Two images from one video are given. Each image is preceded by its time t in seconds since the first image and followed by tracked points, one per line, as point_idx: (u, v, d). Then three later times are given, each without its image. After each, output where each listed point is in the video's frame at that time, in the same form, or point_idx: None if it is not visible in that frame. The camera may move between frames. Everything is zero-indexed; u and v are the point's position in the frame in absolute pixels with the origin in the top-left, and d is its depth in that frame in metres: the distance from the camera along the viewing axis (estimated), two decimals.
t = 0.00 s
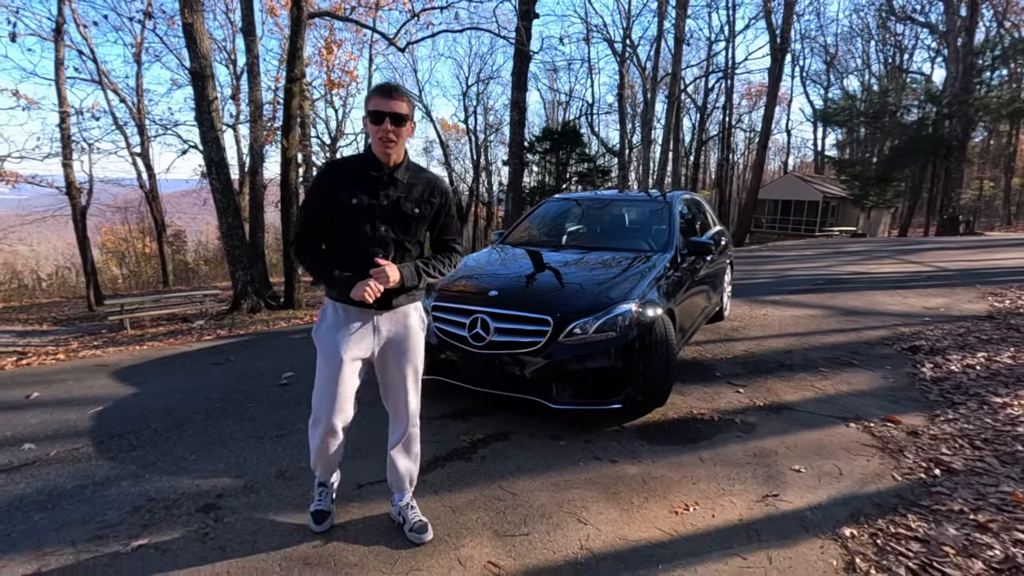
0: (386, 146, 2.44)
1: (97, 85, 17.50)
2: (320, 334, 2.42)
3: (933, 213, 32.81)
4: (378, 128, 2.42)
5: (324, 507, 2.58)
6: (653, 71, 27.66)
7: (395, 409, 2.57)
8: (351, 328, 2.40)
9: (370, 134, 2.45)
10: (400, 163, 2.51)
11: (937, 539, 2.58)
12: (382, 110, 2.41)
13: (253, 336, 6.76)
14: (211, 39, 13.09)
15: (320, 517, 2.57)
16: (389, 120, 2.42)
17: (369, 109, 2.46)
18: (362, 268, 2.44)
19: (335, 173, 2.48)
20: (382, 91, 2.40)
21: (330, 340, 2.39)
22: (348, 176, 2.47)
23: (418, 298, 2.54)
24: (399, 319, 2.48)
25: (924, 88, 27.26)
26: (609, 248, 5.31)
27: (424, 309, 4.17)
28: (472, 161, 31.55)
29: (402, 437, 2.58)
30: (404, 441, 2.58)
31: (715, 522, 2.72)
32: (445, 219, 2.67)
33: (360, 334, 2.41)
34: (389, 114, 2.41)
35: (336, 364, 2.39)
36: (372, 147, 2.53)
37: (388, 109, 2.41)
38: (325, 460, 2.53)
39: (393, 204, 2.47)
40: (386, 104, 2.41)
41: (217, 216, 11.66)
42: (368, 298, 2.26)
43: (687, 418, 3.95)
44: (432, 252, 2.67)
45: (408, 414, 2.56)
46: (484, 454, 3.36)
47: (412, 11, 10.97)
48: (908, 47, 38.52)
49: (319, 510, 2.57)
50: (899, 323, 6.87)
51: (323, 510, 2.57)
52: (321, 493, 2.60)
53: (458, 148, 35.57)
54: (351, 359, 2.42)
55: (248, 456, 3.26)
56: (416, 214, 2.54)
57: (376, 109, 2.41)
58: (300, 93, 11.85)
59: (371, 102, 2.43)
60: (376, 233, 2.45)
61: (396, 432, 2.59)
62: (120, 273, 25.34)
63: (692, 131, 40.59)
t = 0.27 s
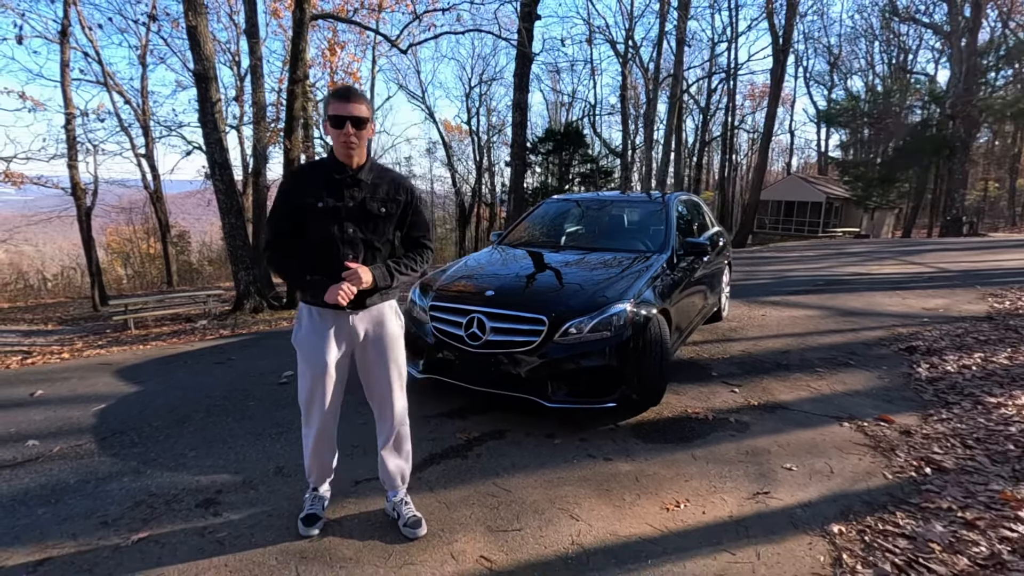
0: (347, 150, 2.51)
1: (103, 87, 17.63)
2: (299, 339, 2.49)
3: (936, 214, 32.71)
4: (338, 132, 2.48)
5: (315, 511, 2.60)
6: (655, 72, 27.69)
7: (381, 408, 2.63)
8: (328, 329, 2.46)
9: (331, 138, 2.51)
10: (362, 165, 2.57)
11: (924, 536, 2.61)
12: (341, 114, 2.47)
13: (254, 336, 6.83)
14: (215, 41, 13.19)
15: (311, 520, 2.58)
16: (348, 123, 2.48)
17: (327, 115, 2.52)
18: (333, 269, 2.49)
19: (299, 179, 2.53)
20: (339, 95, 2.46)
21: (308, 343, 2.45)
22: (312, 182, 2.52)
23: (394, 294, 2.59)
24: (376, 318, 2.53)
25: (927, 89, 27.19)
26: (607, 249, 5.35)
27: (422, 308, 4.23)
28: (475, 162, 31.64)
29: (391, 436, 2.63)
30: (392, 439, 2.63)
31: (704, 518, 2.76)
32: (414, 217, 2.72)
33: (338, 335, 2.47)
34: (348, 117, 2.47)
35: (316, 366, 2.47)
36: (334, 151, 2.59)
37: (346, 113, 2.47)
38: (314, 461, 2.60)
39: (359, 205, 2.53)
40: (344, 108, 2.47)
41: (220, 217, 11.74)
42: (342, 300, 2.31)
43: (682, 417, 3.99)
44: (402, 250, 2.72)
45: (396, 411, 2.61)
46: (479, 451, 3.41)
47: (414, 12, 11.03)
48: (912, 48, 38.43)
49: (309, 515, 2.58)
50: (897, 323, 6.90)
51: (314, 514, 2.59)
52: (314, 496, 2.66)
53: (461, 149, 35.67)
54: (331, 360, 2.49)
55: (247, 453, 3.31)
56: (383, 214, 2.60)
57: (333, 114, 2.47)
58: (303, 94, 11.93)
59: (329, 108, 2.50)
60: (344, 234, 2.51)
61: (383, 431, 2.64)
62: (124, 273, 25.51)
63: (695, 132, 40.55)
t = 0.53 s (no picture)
0: (316, 154, 2.54)
1: (108, 88, 17.74)
2: (280, 341, 2.54)
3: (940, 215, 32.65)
4: (306, 138, 2.52)
5: (317, 508, 2.66)
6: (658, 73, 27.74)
7: (367, 405, 2.65)
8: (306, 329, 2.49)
9: (299, 144, 2.54)
10: (334, 168, 2.60)
11: (920, 535, 2.64)
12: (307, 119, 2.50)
13: (257, 336, 6.88)
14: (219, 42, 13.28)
15: (313, 516, 2.63)
16: (315, 128, 2.50)
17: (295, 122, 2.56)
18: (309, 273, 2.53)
19: (273, 187, 2.58)
20: (301, 102, 2.49)
21: (290, 344, 2.49)
22: (285, 188, 2.57)
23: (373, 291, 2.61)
24: (355, 317, 2.54)
25: (931, 90, 27.17)
26: (607, 250, 5.38)
27: (423, 309, 4.26)
28: (478, 162, 31.70)
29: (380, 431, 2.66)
30: (380, 435, 2.65)
31: (702, 517, 2.79)
32: (390, 215, 2.74)
33: (317, 335, 2.49)
34: (311, 121, 2.50)
35: (299, 366, 2.51)
36: (305, 157, 2.62)
37: (309, 118, 2.50)
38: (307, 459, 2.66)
39: (332, 207, 2.56)
40: (309, 114, 2.50)
41: (224, 217, 11.83)
42: (317, 302, 2.34)
43: (681, 417, 4.03)
44: (382, 249, 2.74)
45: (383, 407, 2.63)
46: (479, 450, 3.45)
47: (416, 14, 11.09)
48: (916, 48, 38.37)
49: (311, 512, 2.64)
50: (898, 324, 6.91)
51: (315, 511, 2.64)
52: (315, 493, 2.72)
53: (464, 150, 35.78)
54: (312, 359, 2.52)
55: (250, 451, 3.36)
56: (357, 214, 2.62)
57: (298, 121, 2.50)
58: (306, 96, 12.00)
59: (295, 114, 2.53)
60: (319, 237, 2.55)
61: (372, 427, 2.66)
62: (129, 274, 25.66)
63: (698, 132, 40.52)
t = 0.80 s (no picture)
0: (310, 154, 2.58)
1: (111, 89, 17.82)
2: (283, 336, 2.61)
3: (942, 216, 32.57)
4: (302, 139, 2.56)
5: (322, 504, 2.70)
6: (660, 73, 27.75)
7: (369, 397, 2.72)
8: (308, 323, 2.57)
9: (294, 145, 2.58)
10: (330, 167, 2.63)
11: (919, 534, 2.66)
12: (301, 121, 2.54)
13: (260, 336, 6.92)
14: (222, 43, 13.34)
15: (318, 512, 2.66)
16: (309, 129, 2.54)
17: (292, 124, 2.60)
18: (307, 269, 2.57)
19: (271, 186, 2.63)
20: (296, 102, 2.54)
21: (292, 338, 2.56)
22: (283, 188, 2.61)
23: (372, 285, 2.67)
24: (356, 311, 2.62)
25: (933, 90, 27.13)
26: (609, 250, 5.41)
27: (426, 309, 4.29)
28: (480, 163, 31.72)
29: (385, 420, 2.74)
30: (383, 424, 2.73)
31: (703, 516, 2.81)
32: (387, 211, 2.74)
33: (319, 329, 2.57)
34: (306, 120, 2.54)
35: (301, 359, 2.57)
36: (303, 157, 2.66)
37: (304, 118, 2.55)
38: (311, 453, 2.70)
39: (328, 204, 2.59)
40: (302, 116, 2.54)
41: (227, 218, 11.87)
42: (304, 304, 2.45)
43: (682, 417, 4.05)
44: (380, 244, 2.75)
45: (385, 398, 2.70)
46: (482, 450, 3.47)
47: (418, 15, 11.13)
48: (918, 49, 38.32)
49: (315, 508, 2.67)
50: (899, 325, 6.92)
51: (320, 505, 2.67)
52: (320, 491, 2.76)
53: (466, 150, 35.83)
54: (313, 353, 2.58)
55: (255, 450, 3.39)
56: (353, 211, 2.65)
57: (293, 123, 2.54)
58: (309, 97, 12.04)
59: (290, 116, 2.57)
60: (316, 233, 2.58)
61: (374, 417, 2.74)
62: (131, 274, 25.73)
63: (700, 133, 40.53)
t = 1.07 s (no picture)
0: (335, 155, 2.63)
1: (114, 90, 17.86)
2: (294, 332, 2.62)
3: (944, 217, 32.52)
4: (329, 141, 2.63)
5: (326, 503, 2.69)
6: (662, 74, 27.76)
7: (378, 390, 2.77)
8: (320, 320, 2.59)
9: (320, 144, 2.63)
10: (351, 170, 2.70)
11: (920, 534, 2.67)
12: (330, 123, 2.61)
13: (262, 336, 6.94)
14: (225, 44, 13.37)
15: (322, 512, 2.66)
16: (337, 132, 2.61)
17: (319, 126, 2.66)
18: (321, 265, 2.59)
19: (289, 184, 2.65)
20: (328, 107, 2.61)
21: (304, 334, 2.58)
22: (302, 184, 2.64)
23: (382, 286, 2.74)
24: (368, 309, 2.68)
25: (935, 92, 27.10)
26: (611, 251, 5.42)
27: (428, 310, 4.30)
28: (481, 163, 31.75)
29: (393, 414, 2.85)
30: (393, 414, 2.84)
31: (705, 516, 2.82)
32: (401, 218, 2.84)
33: (332, 325, 2.61)
34: (336, 124, 2.61)
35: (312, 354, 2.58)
36: (325, 158, 2.71)
37: (334, 122, 2.62)
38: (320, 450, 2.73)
39: (348, 204, 2.65)
40: (332, 119, 2.61)
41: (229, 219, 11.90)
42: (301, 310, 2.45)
43: (684, 417, 4.05)
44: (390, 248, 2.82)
45: (395, 396, 2.77)
46: (484, 450, 3.48)
47: (420, 16, 11.14)
48: (920, 50, 38.28)
49: (320, 507, 2.67)
50: (901, 326, 6.92)
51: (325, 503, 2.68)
52: (323, 490, 2.75)
53: (467, 151, 35.88)
54: (324, 348, 2.61)
55: (258, 450, 3.40)
56: (371, 213, 2.71)
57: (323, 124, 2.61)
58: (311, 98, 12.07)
59: (319, 117, 2.63)
60: (334, 231, 2.62)
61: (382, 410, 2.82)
62: (133, 274, 25.79)
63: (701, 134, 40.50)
